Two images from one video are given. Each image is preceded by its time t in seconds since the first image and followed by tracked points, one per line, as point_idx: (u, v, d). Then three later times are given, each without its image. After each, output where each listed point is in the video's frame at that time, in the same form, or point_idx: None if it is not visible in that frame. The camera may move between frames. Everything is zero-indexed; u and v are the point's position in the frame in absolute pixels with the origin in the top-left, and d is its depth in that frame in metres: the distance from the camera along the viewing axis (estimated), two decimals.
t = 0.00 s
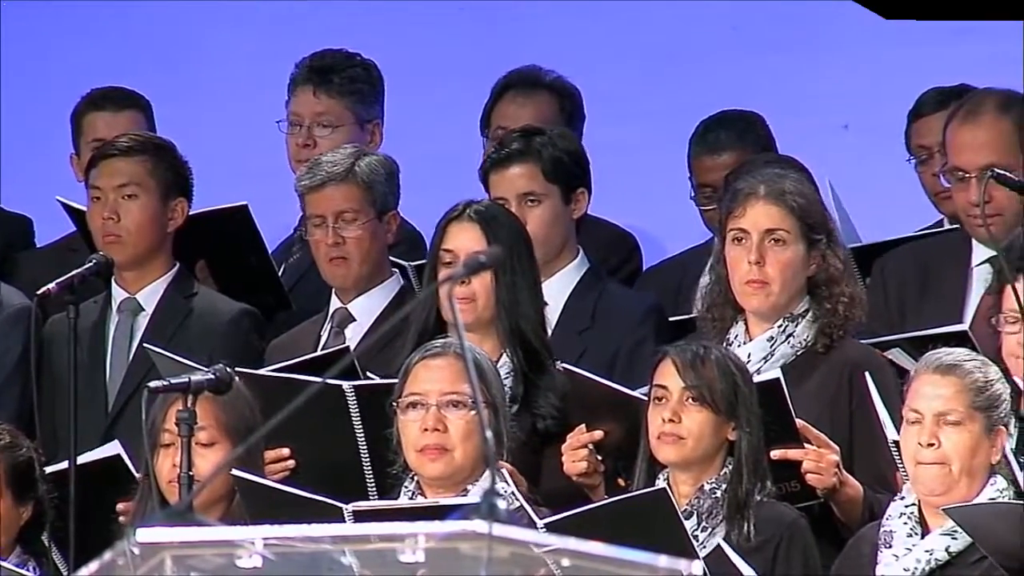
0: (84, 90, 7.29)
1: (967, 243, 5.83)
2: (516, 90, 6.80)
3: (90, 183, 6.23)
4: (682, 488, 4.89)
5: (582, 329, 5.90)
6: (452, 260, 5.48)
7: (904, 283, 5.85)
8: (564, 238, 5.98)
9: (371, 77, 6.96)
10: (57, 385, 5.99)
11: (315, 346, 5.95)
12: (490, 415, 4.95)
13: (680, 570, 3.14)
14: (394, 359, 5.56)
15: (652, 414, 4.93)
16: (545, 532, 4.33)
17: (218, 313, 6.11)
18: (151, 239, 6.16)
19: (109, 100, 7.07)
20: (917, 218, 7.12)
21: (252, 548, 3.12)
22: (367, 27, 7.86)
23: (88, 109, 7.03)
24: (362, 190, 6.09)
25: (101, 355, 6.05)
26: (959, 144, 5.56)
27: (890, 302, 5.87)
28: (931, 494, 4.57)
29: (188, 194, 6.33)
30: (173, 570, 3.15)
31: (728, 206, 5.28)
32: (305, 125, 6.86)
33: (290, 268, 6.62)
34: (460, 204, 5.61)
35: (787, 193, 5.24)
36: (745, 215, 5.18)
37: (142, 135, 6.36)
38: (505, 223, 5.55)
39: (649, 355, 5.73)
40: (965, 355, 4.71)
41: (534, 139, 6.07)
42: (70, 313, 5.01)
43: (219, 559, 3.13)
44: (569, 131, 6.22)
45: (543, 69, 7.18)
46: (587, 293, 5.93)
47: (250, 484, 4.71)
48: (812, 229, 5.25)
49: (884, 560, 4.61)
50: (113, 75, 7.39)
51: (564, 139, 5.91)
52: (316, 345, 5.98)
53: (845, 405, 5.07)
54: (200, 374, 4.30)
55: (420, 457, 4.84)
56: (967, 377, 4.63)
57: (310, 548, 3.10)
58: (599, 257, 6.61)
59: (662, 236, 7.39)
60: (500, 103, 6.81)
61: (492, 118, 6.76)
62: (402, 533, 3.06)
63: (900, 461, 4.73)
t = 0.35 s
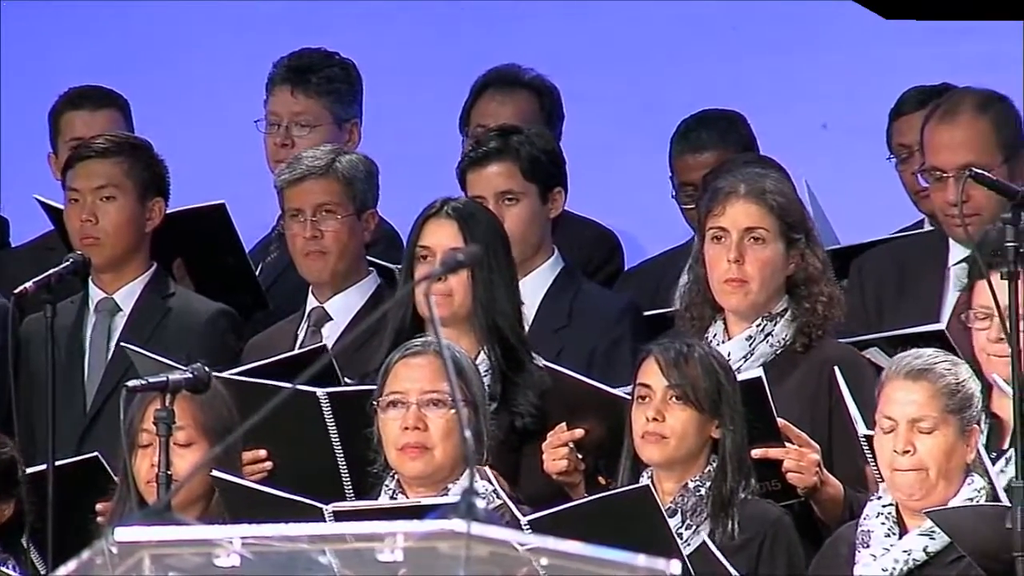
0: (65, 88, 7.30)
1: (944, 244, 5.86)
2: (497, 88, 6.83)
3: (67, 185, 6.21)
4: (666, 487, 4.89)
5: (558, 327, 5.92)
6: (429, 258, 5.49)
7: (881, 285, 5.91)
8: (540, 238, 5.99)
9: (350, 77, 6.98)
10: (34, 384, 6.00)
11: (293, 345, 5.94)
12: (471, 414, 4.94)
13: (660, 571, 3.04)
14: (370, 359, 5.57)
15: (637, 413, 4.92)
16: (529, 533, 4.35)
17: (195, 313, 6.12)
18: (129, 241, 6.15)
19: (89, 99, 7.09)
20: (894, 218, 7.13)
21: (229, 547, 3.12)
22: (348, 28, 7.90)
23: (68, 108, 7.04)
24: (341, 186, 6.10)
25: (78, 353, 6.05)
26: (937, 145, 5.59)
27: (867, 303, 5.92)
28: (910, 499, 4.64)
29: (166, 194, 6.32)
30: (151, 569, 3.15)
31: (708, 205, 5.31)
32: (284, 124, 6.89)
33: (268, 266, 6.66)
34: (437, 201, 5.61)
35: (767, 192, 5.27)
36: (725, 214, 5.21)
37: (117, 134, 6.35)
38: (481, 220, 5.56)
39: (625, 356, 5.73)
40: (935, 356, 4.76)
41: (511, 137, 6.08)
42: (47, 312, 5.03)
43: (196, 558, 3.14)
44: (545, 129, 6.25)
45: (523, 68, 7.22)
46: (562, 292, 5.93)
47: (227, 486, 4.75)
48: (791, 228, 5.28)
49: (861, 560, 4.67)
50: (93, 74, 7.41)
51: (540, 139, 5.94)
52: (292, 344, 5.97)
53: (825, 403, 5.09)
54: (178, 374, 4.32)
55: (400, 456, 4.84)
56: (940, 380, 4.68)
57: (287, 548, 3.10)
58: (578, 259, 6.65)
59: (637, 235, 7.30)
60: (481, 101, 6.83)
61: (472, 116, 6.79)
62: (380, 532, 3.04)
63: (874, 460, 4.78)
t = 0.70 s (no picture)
0: (44, 89, 7.31)
1: (920, 241, 5.89)
2: (474, 88, 6.85)
3: (45, 185, 6.20)
4: (649, 488, 4.88)
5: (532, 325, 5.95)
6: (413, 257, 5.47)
7: (857, 283, 5.95)
8: (514, 239, 6.00)
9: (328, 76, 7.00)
10: (12, 384, 6.00)
11: (270, 344, 5.99)
12: (457, 414, 4.96)
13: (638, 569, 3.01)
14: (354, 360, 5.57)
15: (619, 413, 4.90)
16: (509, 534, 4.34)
17: (173, 312, 6.13)
18: (108, 241, 6.16)
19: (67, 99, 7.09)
20: (873, 217, 7.14)
21: (207, 546, 3.09)
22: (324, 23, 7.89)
23: (46, 107, 7.04)
24: (319, 184, 6.11)
25: (56, 352, 6.06)
26: (914, 144, 5.64)
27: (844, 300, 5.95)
28: (892, 500, 4.64)
29: (143, 193, 6.32)
30: (129, 569, 3.12)
31: (687, 205, 5.32)
32: (262, 124, 6.90)
33: (245, 265, 6.66)
34: (419, 200, 5.60)
35: (746, 192, 5.28)
36: (704, 213, 5.22)
37: (94, 134, 6.35)
38: (464, 218, 5.55)
39: (600, 354, 5.77)
40: (914, 356, 4.76)
41: (483, 138, 6.08)
42: (23, 312, 5.04)
43: (174, 557, 3.10)
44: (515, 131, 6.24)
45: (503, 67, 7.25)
46: (535, 294, 5.95)
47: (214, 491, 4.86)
48: (770, 227, 5.30)
49: (840, 559, 4.67)
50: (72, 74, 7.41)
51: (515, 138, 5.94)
52: (271, 343, 6.02)
53: (803, 402, 5.13)
54: (155, 374, 4.33)
55: (387, 458, 4.84)
56: (920, 381, 4.68)
57: (266, 547, 3.10)
58: (559, 257, 6.70)
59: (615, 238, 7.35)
60: (458, 100, 6.85)
61: (449, 115, 6.80)
62: (357, 532, 3.03)
63: (852, 459, 4.79)
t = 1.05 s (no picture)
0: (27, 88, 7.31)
1: (901, 242, 5.92)
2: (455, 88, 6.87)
3: (25, 185, 6.22)
4: (633, 486, 4.88)
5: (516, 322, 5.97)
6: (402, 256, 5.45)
7: (838, 283, 5.98)
8: (496, 237, 6.02)
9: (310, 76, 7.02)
10: None
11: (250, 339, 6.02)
12: (446, 414, 4.93)
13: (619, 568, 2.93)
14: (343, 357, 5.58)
15: (604, 411, 4.89)
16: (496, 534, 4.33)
17: (154, 312, 6.14)
18: (87, 240, 6.16)
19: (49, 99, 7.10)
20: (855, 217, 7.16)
21: (188, 546, 3.03)
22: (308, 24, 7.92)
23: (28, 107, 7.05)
24: (302, 182, 6.12)
25: (38, 352, 6.05)
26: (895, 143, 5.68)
27: (824, 301, 5.98)
28: (875, 501, 4.65)
29: (124, 194, 6.32)
30: (109, 569, 3.02)
31: (669, 205, 5.35)
32: (245, 123, 6.92)
33: (228, 265, 6.68)
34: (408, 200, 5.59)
35: (728, 191, 5.31)
36: (685, 213, 5.25)
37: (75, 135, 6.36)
38: (453, 217, 5.54)
39: (581, 352, 5.78)
40: (896, 356, 4.76)
41: (465, 137, 6.06)
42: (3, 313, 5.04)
43: (155, 558, 3.03)
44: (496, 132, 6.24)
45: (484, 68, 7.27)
46: (517, 293, 5.97)
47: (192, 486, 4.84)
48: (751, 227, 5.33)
49: (822, 556, 4.67)
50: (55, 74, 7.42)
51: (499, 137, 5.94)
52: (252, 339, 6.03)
53: (784, 403, 5.16)
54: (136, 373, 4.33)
55: (377, 458, 4.81)
56: (903, 381, 4.68)
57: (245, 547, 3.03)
58: (540, 257, 6.72)
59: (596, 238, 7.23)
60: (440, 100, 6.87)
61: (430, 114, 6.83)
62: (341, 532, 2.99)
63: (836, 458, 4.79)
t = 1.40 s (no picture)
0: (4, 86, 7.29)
1: (877, 240, 5.93)
2: (432, 87, 6.87)
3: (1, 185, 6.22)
4: (614, 485, 4.87)
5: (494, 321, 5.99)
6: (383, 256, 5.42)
7: (815, 281, 6.00)
8: (476, 236, 6.04)
9: (288, 74, 7.02)
10: None
11: (228, 336, 6.02)
12: (428, 413, 4.91)
13: (593, 567, 2.88)
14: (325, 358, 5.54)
15: (584, 409, 4.89)
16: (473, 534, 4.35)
17: (131, 312, 6.11)
18: (64, 240, 6.16)
19: (26, 97, 7.08)
20: (831, 218, 7.19)
21: (166, 545, 3.00)
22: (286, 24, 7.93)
23: (5, 105, 7.03)
24: (281, 183, 6.11)
25: (14, 352, 6.03)
26: (872, 141, 5.69)
27: (801, 299, 5.99)
28: (854, 501, 4.67)
29: (100, 194, 6.33)
30: (87, 568, 3.01)
31: (648, 205, 5.36)
32: (223, 121, 6.92)
33: (206, 264, 6.69)
34: (391, 202, 5.60)
35: (706, 191, 5.34)
36: (664, 212, 5.27)
37: (51, 136, 6.37)
38: (436, 217, 5.54)
39: (560, 350, 5.80)
40: (875, 356, 4.77)
41: (444, 136, 6.09)
42: None
43: (133, 557, 3.01)
44: (476, 130, 6.24)
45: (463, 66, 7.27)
46: (496, 291, 5.99)
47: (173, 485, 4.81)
48: (730, 227, 5.35)
49: (800, 554, 4.69)
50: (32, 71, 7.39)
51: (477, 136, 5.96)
52: (228, 336, 6.03)
53: (762, 402, 5.17)
54: (113, 371, 4.32)
55: (358, 458, 4.81)
56: (881, 381, 4.69)
57: (222, 545, 2.97)
58: (515, 257, 6.71)
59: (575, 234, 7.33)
60: (415, 98, 6.88)
61: (406, 112, 6.84)
62: (317, 531, 2.92)
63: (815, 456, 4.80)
